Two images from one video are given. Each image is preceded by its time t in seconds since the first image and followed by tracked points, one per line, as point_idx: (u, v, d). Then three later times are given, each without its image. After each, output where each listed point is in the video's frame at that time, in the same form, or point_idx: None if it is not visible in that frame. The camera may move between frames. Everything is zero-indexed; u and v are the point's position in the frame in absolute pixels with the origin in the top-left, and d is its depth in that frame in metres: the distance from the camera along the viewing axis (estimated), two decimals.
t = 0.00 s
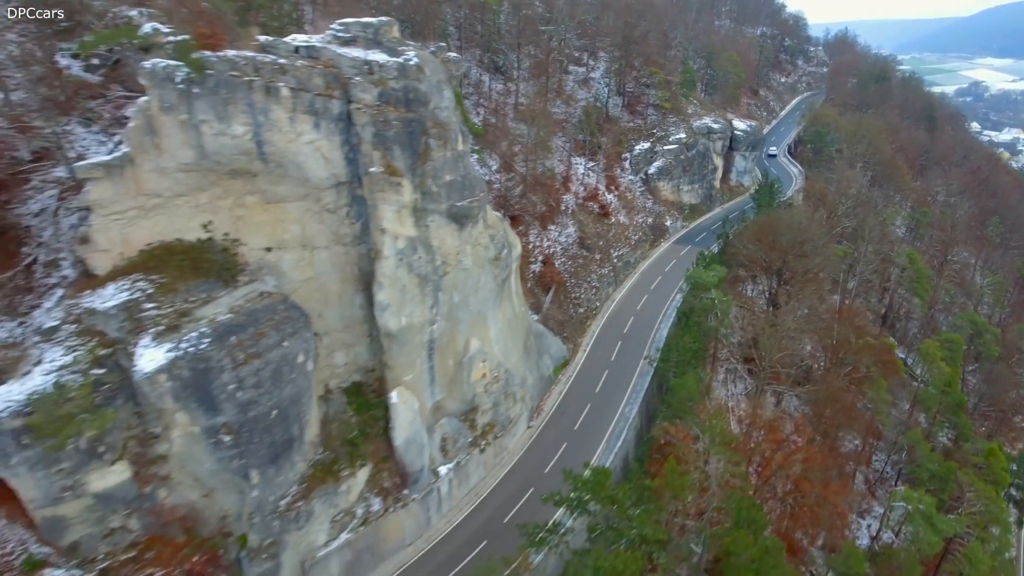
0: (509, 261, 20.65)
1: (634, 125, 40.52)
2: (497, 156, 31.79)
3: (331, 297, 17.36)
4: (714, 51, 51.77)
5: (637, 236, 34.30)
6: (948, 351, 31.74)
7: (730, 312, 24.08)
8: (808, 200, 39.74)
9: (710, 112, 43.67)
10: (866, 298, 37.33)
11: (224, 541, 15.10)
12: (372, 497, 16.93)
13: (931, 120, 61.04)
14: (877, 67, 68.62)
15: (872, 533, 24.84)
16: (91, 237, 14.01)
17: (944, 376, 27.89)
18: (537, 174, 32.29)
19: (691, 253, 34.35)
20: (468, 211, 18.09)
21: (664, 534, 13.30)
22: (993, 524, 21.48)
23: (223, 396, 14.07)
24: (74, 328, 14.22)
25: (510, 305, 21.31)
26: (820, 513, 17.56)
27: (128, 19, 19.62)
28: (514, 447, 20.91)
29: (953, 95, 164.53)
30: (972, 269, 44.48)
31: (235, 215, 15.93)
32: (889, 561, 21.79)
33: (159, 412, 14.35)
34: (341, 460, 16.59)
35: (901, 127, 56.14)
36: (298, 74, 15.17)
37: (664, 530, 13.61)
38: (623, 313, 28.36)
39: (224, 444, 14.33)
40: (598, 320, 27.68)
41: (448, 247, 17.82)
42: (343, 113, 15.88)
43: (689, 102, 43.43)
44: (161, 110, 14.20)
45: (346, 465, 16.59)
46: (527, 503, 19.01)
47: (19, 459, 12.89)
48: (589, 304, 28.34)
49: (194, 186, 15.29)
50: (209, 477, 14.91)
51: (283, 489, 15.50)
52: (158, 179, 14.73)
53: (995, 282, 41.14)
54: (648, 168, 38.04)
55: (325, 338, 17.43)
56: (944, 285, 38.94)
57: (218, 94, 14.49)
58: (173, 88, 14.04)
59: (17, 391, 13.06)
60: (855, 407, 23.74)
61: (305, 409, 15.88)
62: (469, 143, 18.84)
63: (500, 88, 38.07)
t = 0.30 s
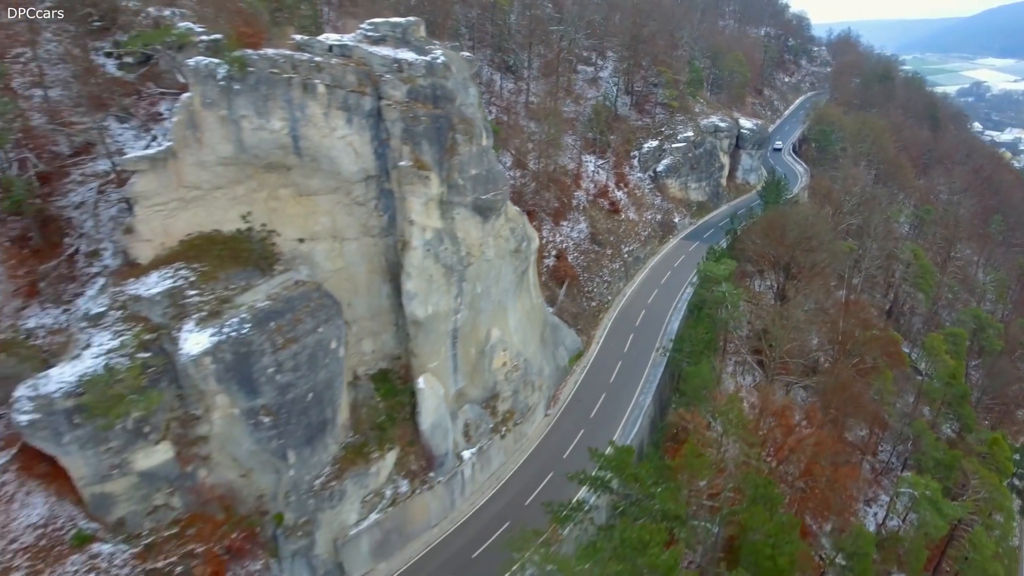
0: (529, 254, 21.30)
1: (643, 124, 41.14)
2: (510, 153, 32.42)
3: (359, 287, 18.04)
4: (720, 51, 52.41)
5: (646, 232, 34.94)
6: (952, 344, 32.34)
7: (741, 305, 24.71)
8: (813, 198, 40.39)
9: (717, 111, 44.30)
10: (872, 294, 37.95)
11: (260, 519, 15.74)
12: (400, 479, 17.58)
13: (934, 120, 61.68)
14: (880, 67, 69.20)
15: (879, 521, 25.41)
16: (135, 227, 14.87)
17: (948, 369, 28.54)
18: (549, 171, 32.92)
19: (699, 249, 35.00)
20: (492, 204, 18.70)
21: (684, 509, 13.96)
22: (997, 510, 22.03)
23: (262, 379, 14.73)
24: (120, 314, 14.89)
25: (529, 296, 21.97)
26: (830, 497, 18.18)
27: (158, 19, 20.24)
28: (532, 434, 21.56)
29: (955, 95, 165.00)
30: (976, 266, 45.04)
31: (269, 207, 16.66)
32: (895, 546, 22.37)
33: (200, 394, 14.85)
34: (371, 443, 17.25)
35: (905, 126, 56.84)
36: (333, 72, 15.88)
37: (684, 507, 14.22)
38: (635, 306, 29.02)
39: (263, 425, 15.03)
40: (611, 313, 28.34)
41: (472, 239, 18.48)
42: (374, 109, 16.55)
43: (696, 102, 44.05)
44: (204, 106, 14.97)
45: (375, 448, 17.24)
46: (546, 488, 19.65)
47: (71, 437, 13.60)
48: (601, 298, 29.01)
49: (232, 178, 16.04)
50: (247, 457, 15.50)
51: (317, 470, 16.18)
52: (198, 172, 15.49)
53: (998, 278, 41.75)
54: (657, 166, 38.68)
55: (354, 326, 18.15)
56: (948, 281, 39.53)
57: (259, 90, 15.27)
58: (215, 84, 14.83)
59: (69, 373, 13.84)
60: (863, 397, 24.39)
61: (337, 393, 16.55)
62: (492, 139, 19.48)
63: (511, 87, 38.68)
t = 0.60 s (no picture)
0: (548, 247, 22.00)
1: (651, 123, 41.85)
2: (523, 150, 33.11)
3: (388, 277, 18.77)
4: (725, 51, 53.07)
5: (656, 228, 35.66)
6: (956, 338, 33.03)
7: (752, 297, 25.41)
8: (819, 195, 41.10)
9: (724, 110, 45.02)
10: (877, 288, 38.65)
11: (297, 497, 16.44)
12: (428, 461, 18.32)
13: (937, 119, 62.49)
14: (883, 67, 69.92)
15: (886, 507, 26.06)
16: (179, 218, 15.53)
17: (953, 360, 29.01)
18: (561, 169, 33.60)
19: (708, 245, 35.73)
20: (517, 197, 19.36)
21: (705, 486, 14.64)
22: (1000, 496, 22.71)
23: (302, 362, 15.51)
24: (165, 300, 15.59)
25: (547, 288, 22.68)
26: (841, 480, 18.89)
27: (196, 20, 21.03)
28: (550, 422, 22.30)
29: (956, 95, 165.62)
30: (979, 263, 45.75)
31: (303, 199, 17.36)
32: (902, 530, 23.04)
33: (241, 377, 15.50)
34: (400, 426, 17.98)
35: (908, 125, 57.65)
36: (367, 69, 16.61)
37: (705, 484, 14.91)
38: (646, 300, 29.75)
39: (302, 407, 15.80)
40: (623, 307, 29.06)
41: (497, 231, 19.18)
42: (405, 106, 17.28)
43: (703, 101, 44.76)
44: (245, 102, 15.62)
45: (405, 431, 17.96)
46: (566, 472, 20.37)
47: (122, 417, 14.26)
48: (614, 292, 29.72)
49: (269, 172, 16.73)
50: (285, 438, 16.22)
51: (351, 450, 16.93)
52: (239, 165, 16.16)
53: (1001, 274, 42.47)
54: (666, 164, 39.45)
55: (382, 315, 18.89)
56: (951, 277, 40.25)
57: (298, 87, 15.95)
58: (256, 82, 15.50)
59: (120, 355, 14.44)
60: (870, 387, 25.15)
61: (369, 378, 17.29)
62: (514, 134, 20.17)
63: (522, 86, 39.34)
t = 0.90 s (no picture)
0: (564, 242, 22.59)
1: (658, 122, 42.46)
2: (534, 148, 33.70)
3: (410, 269, 19.38)
4: (730, 51, 53.66)
5: (664, 225, 36.28)
6: (958, 332, 33.62)
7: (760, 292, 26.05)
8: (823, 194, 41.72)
9: (729, 110, 45.62)
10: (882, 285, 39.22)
11: (326, 481, 17.04)
12: (450, 447, 18.91)
13: (939, 118, 63.27)
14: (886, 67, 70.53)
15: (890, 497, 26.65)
16: (213, 211, 16.38)
17: (955, 355, 29.52)
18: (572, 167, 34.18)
19: (715, 242, 36.34)
20: (535, 192, 19.82)
21: (720, 468, 15.24)
22: (1002, 486, 23.30)
23: (332, 350, 16.04)
24: (200, 290, 16.26)
25: (562, 281, 23.28)
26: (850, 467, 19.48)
27: (224, 21, 21.64)
28: (565, 412, 22.92)
29: (958, 95, 166.20)
30: (982, 259, 46.32)
31: (330, 194, 18.00)
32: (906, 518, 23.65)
33: (272, 363, 16.13)
34: (423, 414, 18.57)
35: (910, 124, 58.36)
36: (393, 68, 17.22)
37: (720, 466, 15.52)
38: (656, 295, 30.34)
39: (331, 393, 16.32)
40: (633, 302, 29.69)
41: (516, 225, 19.65)
42: (428, 104, 17.86)
43: (708, 101, 45.37)
44: (276, 100, 16.35)
45: (428, 419, 18.54)
46: (581, 460, 20.98)
47: (161, 401, 14.86)
48: (624, 287, 30.33)
49: (298, 167, 17.40)
50: (314, 424, 16.81)
51: (378, 436, 17.51)
52: (269, 161, 16.87)
53: (1002, 271, 43.12)
54: (673, 162, 40.06)
55: (405, 306, 19.49)
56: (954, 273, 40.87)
57: (328, 85, 16.64)
58: (287, 80, 16.21)
59: (159, 342, 15.06)
60: (876, 379, 25.86)
61: (394, 366, 17.87)
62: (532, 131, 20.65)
63: (531, 86, 39.90)
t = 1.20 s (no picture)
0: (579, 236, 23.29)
1: (666, 120, 43.13)
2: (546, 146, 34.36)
3: (433, 261, 20.04)
4: (735, 50, 54.33)
5: (672, 221, 36.97)
6: (962, 326, 34.26)
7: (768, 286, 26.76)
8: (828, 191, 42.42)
9: (734, 109, 46.30)
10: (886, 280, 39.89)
11: (355, 464, 17.71)
12: (472, 433, 19.58)
13: (941, 116, 64.03)
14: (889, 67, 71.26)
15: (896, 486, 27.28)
16: (248, 204, 16.99)
17: (959, 348, 30.07)
18: (582, 164, 34.84)
19: (723, 238, 37.04)
20: (554, 187, 20.49)
21: (736, 450, 15.93)
22: (1005, 474, 23.69)
23: (363, 337, 16.78)
24: (236, 280, 16.88)
25: (577, 275, 23.98)
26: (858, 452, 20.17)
27: (252, 23, 22.39)
28: (580, 401, 23.61)
29: (959, 95, 166.84)
30: (984, 255, 46.98)
31: (357, 188, 18.68)
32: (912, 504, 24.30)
33: (304, 350, 16.80)
34: (447, 400, 19.24)
35: (913, 123, 59.09)
36: (420, 67, 17.91)
37: (735, 448, 16.20)
38: (665, 290, 31.04)
39: (361, 378, 17.01)
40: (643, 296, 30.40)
41: (535, 219, 20.39)
42: (452, 101, 18.55)
43: (714, 100, 46.04)
44: (309, 97, 17.04)
45: (451, 405, 19.21)
46: (597, 446, 21.64)
47: (201, 385, 15.44)
48: (635, 282, 31.03)
49: (328, 162, 18.06)
50: (344, 408, 17.48)
51: (405, 421, 18.16)
52: (301, 156, 17.55)
53: (1004, 267, 43.78)
54: (680, 160, 40.69)
55: (428, 297, 20.16)
56: (957, 269, 41.52)
57: (358, 83, 17.34)
58: (319, 78, 16.91)
59: (199, 328, 15.69)
60: (882, 369, 26.51)
61: (419, 354, 18.54)
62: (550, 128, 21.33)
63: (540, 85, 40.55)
